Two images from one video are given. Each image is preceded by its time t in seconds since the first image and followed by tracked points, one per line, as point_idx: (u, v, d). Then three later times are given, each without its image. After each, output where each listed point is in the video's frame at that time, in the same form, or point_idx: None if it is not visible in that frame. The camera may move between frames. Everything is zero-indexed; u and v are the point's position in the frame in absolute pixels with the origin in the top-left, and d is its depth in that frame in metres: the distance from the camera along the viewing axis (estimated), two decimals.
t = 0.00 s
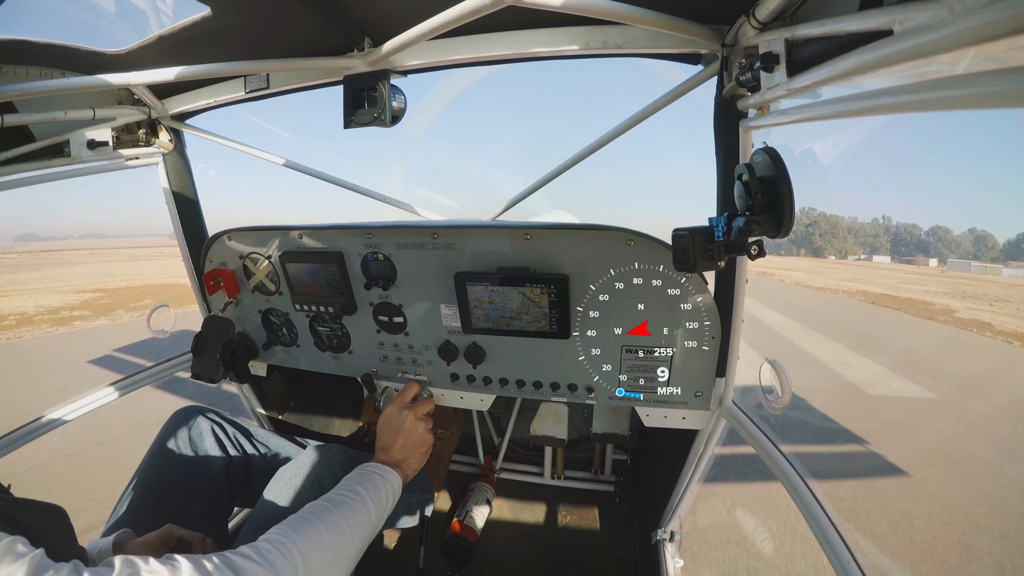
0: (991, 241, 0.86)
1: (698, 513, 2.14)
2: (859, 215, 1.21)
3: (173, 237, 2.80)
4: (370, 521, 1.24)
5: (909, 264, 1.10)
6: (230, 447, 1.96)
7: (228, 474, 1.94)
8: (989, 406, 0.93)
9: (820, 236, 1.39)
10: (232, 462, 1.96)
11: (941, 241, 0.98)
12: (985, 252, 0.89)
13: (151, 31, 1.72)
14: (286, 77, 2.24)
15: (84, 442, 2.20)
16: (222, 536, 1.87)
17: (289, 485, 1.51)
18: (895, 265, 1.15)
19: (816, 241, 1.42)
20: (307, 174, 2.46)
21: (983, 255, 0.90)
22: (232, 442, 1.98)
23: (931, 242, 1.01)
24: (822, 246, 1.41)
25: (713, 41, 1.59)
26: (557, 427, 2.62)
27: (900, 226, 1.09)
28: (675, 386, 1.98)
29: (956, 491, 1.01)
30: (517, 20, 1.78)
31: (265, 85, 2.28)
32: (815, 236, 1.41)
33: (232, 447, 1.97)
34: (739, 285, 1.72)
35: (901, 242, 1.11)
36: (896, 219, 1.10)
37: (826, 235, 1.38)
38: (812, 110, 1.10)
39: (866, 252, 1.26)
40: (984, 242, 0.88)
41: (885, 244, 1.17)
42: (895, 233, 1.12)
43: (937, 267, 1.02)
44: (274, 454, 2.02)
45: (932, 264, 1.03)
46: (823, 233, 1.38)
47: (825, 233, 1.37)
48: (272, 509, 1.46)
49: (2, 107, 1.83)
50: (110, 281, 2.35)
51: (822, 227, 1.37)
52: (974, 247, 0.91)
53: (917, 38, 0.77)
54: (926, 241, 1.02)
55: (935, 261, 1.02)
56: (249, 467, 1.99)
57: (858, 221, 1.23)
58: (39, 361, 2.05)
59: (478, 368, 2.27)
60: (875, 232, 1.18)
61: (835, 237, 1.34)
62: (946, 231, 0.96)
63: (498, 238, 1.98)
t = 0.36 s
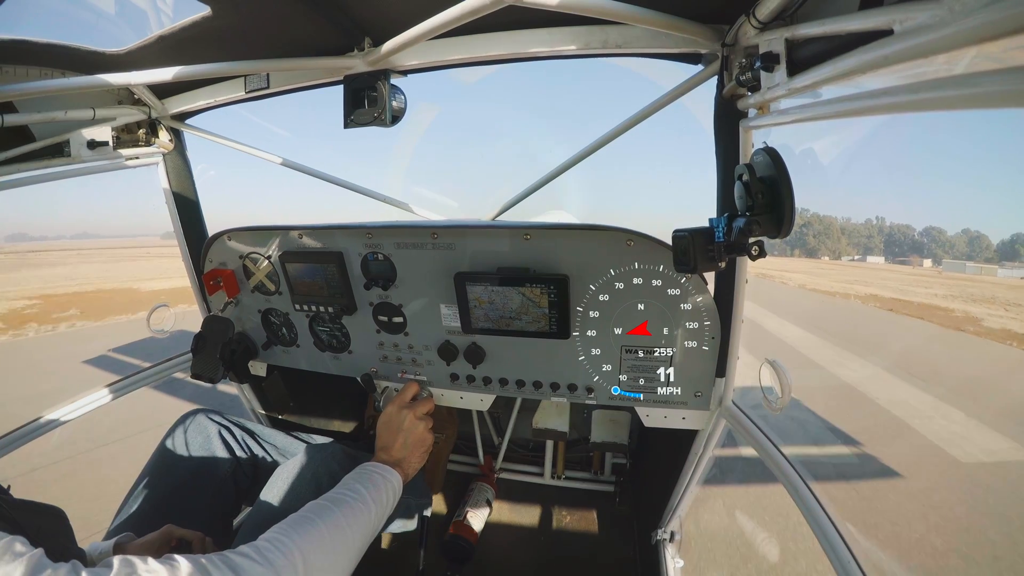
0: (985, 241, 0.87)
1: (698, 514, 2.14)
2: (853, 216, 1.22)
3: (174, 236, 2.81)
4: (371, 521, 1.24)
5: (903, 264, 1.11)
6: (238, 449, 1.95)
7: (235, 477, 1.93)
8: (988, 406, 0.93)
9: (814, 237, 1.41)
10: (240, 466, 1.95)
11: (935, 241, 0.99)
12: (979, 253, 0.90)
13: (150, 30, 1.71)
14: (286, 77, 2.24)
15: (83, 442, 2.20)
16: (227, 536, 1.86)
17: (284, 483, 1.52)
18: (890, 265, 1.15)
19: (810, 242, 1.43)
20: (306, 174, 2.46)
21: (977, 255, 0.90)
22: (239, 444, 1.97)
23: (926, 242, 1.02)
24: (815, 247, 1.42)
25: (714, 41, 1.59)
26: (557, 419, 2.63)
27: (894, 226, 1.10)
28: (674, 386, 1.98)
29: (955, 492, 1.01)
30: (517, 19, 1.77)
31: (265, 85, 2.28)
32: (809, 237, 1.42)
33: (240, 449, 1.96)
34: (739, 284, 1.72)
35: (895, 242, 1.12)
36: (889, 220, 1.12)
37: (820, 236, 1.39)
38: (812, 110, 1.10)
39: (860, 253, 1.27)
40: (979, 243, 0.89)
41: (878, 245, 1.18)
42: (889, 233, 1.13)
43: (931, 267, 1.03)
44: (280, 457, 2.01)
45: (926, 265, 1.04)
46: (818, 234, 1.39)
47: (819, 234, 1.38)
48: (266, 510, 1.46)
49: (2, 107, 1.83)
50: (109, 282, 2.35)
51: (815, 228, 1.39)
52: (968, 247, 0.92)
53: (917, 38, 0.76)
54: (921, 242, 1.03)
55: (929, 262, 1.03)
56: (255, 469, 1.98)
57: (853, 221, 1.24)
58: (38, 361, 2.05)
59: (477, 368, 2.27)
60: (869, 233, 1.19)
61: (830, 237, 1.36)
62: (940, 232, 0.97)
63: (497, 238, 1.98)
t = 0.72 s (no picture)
0: (989, 240, 0.86)
1: (697, 514, 2.15)
2: (856, 214, 1.22)
3: (173, 237, 2.81)
4: (370, 521, 1.24)
5: (905, 263, 1.10)
6: (237, 448, 1.95)
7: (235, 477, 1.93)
8: (988, 406, 0.93)
9: (815, 236, 1.40)
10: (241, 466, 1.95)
11: (937, 240, 0.99)
12: (983, 251, 0.89)
13: (150, 31, 1.71)
14: (286, 77, 2.24)
15: (83, 442, 2.20)
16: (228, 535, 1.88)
17: (284, 484, 1.52)
18: (892, 264, 1.15)
19: (812, 241, 1.41)
20: (306, 174, 2.46)
21: (980, 253, 0.90)
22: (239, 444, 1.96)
23: (927, 241, 1.02)
24: (817, 245, 1.41)
25: (713, 41, 1.59)
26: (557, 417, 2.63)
27: (896, 225, 1.10)
28: (675, 386, 1.98)
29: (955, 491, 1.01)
30: (517, 20, 1.78)
31: (265, 85, 2.28)
32: (812, 237, 1.41)
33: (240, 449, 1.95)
34: (739, 284, 1.72)
35: (897, 241, 1.11)
36: (892, 218, 1.11)
37: (822, 234, 1.38)
38: (812, 110, 1.10)
39: (862, 252, 1.26)
40: (981, 241, 0.88)
41: (881, 243, 1.18)
42: (891, 232, 1.12)
43: (933, 265, 1.02)
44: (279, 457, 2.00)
45: (931, 264, 1.03)
46: (819, 232, 1.38)
47: (821, 232, 1.37)
48: (266, 511, 1.46)
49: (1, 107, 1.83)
50: (108, 283, 2.35)
51: (818, 226, 1.37)
52: (970, 245, 0.91)
53: (917, 38, 0.77)
54: (923, 240, 1.02)
55: (933, 261, 1.02)
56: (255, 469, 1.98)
57: (853, 220, 1.24)
58: (38, 361, 2.05)
59: (477, 368, 2.27)
60: (871, 231, 1.19)
61: (831, 236, 1.35)
62: (943, 231, 0.96)
63: (497, 238, 1.98)
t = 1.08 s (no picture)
0: (998, 239, 0.83)
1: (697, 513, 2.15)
2: (862, 212, 1.20)
3: (173, 237, 2.81)
4: (370, 521, 1.24)
5: (913, 264, 1.09)
6: (232, 448, 1.96)
7: (230, 475, 1.94)
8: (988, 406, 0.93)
9: (822, 236, 1.37)
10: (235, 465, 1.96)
11: (945, 239, 0.96)
12: (992, 251, 0.87)
13: (151, 31, 1.72)
14: (287, 78, 2.24)
15: (84, 442, 2.20)
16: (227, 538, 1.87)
17: (291, 485, 1.51)
18: (900, 265, 1.13)
19: (819, 240, 1.40)
20: (306, 174, 2.46)
21: (989, 253, 0.87)
22: (234, 443, 1.97)
23: (934, 240, 1.00)
24: (824, 245, 1.38)
25: (714, 41, 1.59)
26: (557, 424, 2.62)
27: (903, 224, 1.08)
28: (674, 386, 1.98)
29: (956, 491, 1.02)
30: (517, 20, 1.78)
31: (265, 85, 2.28)
32: (819, 236, 1.39)
33: (234, 447, 1.97)
34: (739, 284, 1.71)
35: (904, 240, 1.10)
36: (898, 217, 1.09)
37: (829, 233, 1.34)
38: (812, 110, 1.10)
39: (870, 251, 1.24)
40: (989, 241, 0.86)
41: (888, 243, 1.16)
42: (897, 231, 1.11)
43: (942, 266, 1.00)
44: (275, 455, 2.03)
45: (940, 263, 1.00)
46: (827, 232, 1.35)
47: (829, 232, 1.34)
48: (274, 512, 1.45)
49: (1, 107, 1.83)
50: (109, 283, 2.35)
51: (825, 225, 1.34)
52: (979, 245, 0.89)
53: (916, 39, 0.77)
54: (931, 240, 1.00)
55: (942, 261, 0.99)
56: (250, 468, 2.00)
57: (861, 219, 1.22)
58: (38, 361, 2.05)
59: (477, 368, 2.27)
60: (878, 231, 1.17)
61: (838, 235, 1.32)
62: (950, 230, 0.94)
63: (498, 238, 1.98)
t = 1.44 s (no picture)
0: (1001, 241, 0.83)
1: (697, 513, 2.16)
2: (865, 213, 1.18)
3: (173, 237, 2.81)
4: (371, 521, 1.24)
5: (915, 264, 1.09)
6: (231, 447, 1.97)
7: (228, 475, 1.94)
8: (988, 406, 0.93)
9: (825, 236, 1.33)
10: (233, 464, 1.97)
11: (949, 240, 0.95)
12: (995, 253, 0.86)
13: (151, 31, 1.72)
14: (286, 77, 2.24)
15: (84, 442, 2.20)
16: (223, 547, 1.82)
17: (294, 486, 1.51)
18: (903, 265, 1.12)
19: (822, 240, 1.36)
20: (306, 174, 2.46)
21: (993, 255, 0.87)
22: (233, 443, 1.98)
23: (939, 241, 0.98)
24: (827, 245, 1.35)
25: (713, 41, 1.59)
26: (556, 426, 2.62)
27: (906, 225, 1.06)
28: (674, 386, 1.98)
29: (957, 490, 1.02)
30: (517, 19, 1.77)
31: (265, 85, 2.28)
32: (822, 236, 1.35)
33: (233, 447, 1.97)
34: (738, 284, 1.71)
35: (907, 241, 1.08)
36: (901, 218, 1.08)
37: (833, 234, 1.31)
38: (812, 110, 1.10)
39: (873, 252, 1.23)
40: (993, 242, 0.85)
41: (891, 243, 1.15)
42: (901, 231, 1.09)
43: (945, 267, 0.99)
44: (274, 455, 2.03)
45: (939, 264, 1.01)
46: (830, 232, 1.31)
47: (832, 232, 1.31)
48: (277, 509, 1.46)
49: (2, 107, 1.83)
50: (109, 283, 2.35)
51: (828, 225, 1.31)
52: (982, 246, 0.88)
53: (916, 38, 0.77)
54: (934, 241, 0.99)
55: (944, 262, 0.99)
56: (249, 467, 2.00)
57: (863, 219, 1.20)
58: (38, 361, 2.05)
59: (477, 368, 2.27)
60: (881, 231, 1.15)
61: (841, 236, 1.30)
62: (954, 231, 0.93)
63: (498, 238, 1.98)
